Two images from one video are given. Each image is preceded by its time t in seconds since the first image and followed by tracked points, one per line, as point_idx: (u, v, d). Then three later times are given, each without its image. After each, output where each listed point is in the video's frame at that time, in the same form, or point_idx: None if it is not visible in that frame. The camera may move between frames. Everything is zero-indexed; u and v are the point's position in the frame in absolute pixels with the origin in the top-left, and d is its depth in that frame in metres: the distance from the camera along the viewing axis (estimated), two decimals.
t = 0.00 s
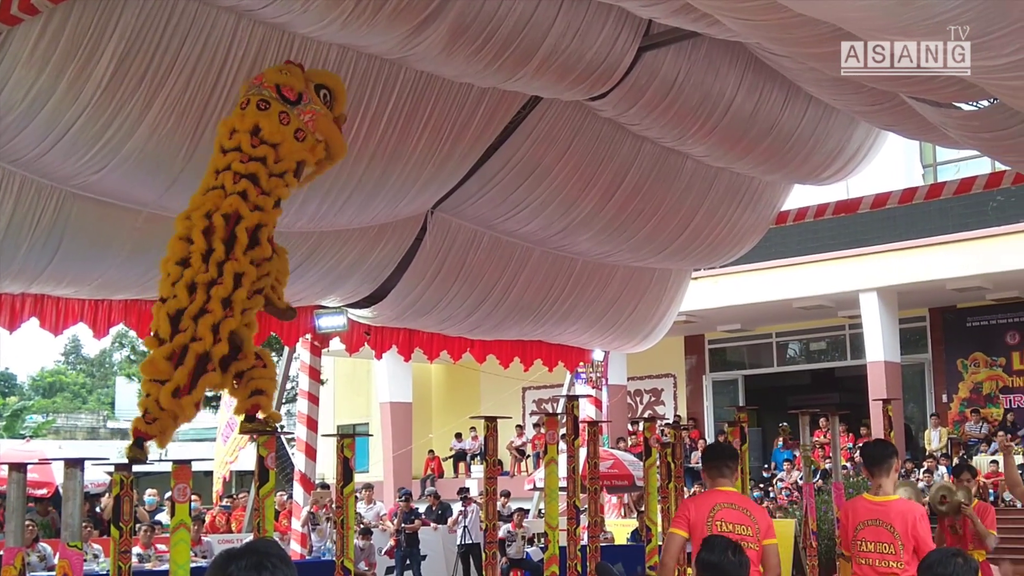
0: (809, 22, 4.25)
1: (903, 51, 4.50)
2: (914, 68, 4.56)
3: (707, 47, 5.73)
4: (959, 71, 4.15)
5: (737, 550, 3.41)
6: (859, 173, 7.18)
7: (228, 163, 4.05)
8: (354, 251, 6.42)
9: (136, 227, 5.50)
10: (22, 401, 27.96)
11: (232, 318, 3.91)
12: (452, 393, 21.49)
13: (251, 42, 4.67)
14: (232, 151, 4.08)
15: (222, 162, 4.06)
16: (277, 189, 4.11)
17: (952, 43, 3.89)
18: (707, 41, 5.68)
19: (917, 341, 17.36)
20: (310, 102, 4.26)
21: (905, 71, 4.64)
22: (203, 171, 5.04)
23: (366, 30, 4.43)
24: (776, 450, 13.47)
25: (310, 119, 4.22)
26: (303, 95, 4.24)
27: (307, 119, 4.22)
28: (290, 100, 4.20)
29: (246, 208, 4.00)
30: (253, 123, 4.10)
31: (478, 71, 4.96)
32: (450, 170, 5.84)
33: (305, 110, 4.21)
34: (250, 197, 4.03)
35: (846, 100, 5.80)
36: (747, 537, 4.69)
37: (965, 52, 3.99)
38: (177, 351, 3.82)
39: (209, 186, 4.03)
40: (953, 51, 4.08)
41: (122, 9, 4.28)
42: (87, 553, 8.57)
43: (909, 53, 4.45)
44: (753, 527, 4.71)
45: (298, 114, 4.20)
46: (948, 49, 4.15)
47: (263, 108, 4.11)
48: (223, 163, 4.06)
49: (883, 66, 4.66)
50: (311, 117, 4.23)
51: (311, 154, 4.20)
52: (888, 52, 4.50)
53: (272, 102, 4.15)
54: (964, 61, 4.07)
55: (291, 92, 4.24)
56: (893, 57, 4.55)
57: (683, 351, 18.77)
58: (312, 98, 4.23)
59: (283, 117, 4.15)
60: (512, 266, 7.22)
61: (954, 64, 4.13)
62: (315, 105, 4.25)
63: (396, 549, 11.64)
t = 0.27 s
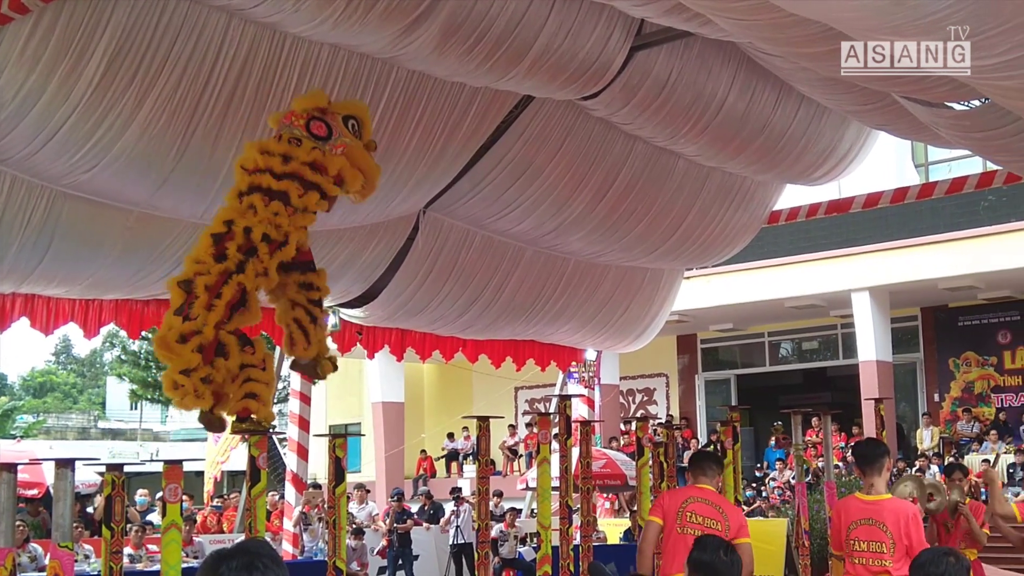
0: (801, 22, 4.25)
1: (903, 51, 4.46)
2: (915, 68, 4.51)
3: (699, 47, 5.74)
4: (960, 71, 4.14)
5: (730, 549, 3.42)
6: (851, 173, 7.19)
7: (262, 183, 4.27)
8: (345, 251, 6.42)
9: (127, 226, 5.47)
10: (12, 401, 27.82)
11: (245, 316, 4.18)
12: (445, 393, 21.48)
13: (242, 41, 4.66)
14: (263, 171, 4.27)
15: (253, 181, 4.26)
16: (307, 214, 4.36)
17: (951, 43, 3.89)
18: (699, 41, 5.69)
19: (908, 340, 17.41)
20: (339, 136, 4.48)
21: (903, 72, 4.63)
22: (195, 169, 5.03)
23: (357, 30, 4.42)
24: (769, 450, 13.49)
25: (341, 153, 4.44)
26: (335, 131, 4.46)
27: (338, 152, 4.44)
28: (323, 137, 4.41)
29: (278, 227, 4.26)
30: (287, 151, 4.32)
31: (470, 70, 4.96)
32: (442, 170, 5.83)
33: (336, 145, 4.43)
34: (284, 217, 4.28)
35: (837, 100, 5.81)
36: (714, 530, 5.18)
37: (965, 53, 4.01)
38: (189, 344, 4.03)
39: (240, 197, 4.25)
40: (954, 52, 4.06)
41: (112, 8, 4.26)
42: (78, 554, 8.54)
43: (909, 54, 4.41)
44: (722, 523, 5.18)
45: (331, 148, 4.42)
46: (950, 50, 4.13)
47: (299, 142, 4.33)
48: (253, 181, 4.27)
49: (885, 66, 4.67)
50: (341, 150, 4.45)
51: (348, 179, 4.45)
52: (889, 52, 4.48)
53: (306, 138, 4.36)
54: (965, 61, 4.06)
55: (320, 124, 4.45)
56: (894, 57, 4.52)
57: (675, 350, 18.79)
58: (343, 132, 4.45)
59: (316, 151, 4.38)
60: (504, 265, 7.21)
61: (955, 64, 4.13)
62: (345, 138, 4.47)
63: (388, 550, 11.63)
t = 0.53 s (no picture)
0: (793, 21, 4.26)
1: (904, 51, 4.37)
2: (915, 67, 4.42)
3: (692, 46, 5.73)
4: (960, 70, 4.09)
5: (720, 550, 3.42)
6: (843, 172, 7.19)
7: (299, 260, 4.48)
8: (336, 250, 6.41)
9: (117, 226, 5.45)
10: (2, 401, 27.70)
11: (244, 361, 4.26)
12: (437, 392, 21.49)
13: (234, 39, 4.64)
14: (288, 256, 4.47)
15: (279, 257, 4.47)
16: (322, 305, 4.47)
17: (950, 42, 3.89)
18: (691, 40, 5.68)
19: (900, 339, 17.46)
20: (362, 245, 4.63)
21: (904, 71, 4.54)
22: (186, 168, 5.01)
23: (349, 28, 4.41)
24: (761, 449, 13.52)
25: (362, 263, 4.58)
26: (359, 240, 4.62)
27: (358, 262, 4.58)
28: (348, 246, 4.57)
29: (301, 303, 4.39)
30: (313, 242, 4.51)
31: (461, 69, 4.96)
32: (433, 169, 5.83)
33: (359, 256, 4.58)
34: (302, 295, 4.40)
35: (829, 99, 5.81)
36: (678, 526, 5.19)
37: (965, 53, 3.99)
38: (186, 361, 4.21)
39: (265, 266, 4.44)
40: (954, 52, 4.02)
41: (103, 7, 4.23)
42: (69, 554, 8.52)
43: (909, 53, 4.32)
44: (686, 518, 5.20)
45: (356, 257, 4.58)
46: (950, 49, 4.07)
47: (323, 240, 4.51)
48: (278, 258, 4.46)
49: (884, 66, 4.61)
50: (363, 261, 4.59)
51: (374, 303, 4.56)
52: (889, 52, 4.39)
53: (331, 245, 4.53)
54: (964, 61, 4.04)
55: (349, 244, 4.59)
56: (894, 57, 4.43)
57: (667, 349, 18.81)
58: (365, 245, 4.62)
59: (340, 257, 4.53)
60: (496, 264, 7.21)
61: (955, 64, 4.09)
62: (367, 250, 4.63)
63: (380, 549, 11.63)
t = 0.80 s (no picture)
0: (784, 19, 4.25)
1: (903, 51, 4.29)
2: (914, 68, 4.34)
3: (682, 44, 5.73)
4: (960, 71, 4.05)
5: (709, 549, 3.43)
6: (834, 170, 7.19)
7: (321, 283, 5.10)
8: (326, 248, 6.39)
9: (106, 224, 5.42)
10: None
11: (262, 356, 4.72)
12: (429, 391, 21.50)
13: (223, 37, 4.62)
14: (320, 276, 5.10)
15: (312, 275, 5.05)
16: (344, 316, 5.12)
17: (950, 42, 3.89)
18: (682, 38, 5.68)
19: (891, 338, 17.50)
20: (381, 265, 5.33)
21: (904, 72, 4.46)
22: (176, 166, 4.99)
23: (339, 26, 4.39)
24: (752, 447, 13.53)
25: (381, 281, 5.30)
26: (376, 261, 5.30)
27: (379, 281, 5.29)
28: (367, 267, 5.25)
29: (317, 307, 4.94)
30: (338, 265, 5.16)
31: (452, 67, 4.94)
32: (423, 167, 5.82)
33: (378, 274, 5.29)
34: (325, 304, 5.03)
35: (820, 97, 5.81)
36: (642, 539, 5.33)
37: (965, 53, 3.96)
38: (219, 352, 4.68)
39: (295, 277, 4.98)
40: (955, 52, 3.98)
41: (90, 5, 4.20)
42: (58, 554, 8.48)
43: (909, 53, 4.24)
44: (651, 535, 5.33)
45: (373, 277, 5.27)
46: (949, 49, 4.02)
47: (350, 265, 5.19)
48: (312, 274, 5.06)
49: (884, 67, 4.53)
50: (383, 278, 5.32)
51: (382, 318, 5.27)
52: (889, 53, 4.31)
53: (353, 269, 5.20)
54: (963, 61, 4.02)
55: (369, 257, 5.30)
56: (894, 57, 4.34)
57: (659, 348, 18.83)
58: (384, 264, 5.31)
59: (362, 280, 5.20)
60: (487, 262, 7.20)
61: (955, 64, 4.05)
62: (386, 269, 5.35)
63: (371, 548, 11.62)
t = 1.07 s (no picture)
0: (776, 16, 4.23)
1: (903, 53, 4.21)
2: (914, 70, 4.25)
3: (673, 42, 5.73)
4: (959, 71, 4.03)
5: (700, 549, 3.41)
6: (826, 168, 7.18)
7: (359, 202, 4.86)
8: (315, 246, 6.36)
9: (92, 222, 5.39)
10: None
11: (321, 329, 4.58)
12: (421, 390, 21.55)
13: (212, 33, 4.60)
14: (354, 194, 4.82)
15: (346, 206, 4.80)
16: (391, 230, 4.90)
17: (950, 42, 3.87)
18: (673, 35, 5.68)
19: (883, 336, 17.53)
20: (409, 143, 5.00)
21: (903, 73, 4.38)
22: (165, 163, 4.96)
23: (328, 23, 4.36)
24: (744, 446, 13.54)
25: (412, 159, 4.99)
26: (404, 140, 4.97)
27: (410, 159, 4.98)
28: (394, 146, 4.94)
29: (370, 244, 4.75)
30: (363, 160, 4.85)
31: (443, 64, 4.90)
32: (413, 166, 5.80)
33: (406, 154, 4.97)
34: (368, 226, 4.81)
35: (812, 94, 5.79)
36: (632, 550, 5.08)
37: (965, 52, 3.94)
38: (301, 338, 4.56)
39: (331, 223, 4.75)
40: (955, 52, 3.95)
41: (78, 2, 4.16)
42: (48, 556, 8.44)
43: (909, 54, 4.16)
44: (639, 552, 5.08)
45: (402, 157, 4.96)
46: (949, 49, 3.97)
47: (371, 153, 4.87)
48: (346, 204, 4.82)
49: (884, 66, 4.46)
50: (413, 156, 5.00)
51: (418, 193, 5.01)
52: (888, 53, 4.24)
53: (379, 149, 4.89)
54: (963, 61, 4.00)
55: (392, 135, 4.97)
56: (893, 57, 4.26)
57: (650, 346, 18.85)
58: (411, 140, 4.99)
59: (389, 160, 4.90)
60: (478, 261, 7.18)
61: (954, 63, 4.02)
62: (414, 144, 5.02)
63: (361, 548, 11.60)
